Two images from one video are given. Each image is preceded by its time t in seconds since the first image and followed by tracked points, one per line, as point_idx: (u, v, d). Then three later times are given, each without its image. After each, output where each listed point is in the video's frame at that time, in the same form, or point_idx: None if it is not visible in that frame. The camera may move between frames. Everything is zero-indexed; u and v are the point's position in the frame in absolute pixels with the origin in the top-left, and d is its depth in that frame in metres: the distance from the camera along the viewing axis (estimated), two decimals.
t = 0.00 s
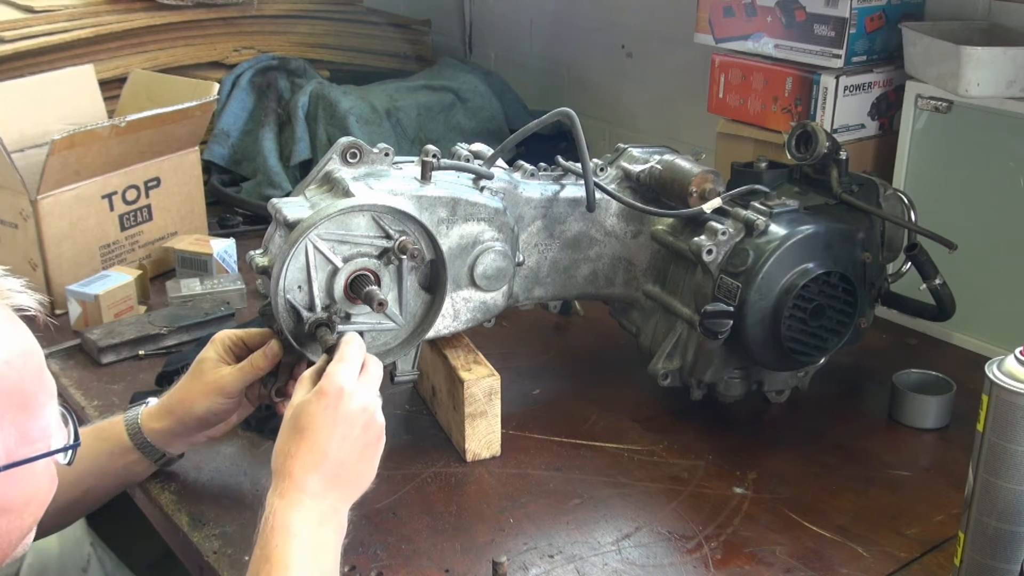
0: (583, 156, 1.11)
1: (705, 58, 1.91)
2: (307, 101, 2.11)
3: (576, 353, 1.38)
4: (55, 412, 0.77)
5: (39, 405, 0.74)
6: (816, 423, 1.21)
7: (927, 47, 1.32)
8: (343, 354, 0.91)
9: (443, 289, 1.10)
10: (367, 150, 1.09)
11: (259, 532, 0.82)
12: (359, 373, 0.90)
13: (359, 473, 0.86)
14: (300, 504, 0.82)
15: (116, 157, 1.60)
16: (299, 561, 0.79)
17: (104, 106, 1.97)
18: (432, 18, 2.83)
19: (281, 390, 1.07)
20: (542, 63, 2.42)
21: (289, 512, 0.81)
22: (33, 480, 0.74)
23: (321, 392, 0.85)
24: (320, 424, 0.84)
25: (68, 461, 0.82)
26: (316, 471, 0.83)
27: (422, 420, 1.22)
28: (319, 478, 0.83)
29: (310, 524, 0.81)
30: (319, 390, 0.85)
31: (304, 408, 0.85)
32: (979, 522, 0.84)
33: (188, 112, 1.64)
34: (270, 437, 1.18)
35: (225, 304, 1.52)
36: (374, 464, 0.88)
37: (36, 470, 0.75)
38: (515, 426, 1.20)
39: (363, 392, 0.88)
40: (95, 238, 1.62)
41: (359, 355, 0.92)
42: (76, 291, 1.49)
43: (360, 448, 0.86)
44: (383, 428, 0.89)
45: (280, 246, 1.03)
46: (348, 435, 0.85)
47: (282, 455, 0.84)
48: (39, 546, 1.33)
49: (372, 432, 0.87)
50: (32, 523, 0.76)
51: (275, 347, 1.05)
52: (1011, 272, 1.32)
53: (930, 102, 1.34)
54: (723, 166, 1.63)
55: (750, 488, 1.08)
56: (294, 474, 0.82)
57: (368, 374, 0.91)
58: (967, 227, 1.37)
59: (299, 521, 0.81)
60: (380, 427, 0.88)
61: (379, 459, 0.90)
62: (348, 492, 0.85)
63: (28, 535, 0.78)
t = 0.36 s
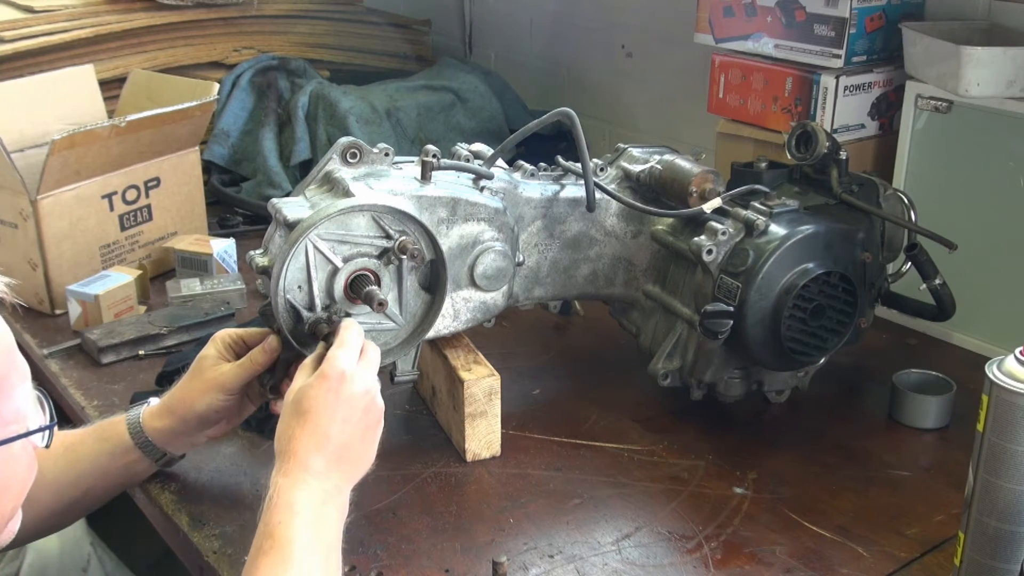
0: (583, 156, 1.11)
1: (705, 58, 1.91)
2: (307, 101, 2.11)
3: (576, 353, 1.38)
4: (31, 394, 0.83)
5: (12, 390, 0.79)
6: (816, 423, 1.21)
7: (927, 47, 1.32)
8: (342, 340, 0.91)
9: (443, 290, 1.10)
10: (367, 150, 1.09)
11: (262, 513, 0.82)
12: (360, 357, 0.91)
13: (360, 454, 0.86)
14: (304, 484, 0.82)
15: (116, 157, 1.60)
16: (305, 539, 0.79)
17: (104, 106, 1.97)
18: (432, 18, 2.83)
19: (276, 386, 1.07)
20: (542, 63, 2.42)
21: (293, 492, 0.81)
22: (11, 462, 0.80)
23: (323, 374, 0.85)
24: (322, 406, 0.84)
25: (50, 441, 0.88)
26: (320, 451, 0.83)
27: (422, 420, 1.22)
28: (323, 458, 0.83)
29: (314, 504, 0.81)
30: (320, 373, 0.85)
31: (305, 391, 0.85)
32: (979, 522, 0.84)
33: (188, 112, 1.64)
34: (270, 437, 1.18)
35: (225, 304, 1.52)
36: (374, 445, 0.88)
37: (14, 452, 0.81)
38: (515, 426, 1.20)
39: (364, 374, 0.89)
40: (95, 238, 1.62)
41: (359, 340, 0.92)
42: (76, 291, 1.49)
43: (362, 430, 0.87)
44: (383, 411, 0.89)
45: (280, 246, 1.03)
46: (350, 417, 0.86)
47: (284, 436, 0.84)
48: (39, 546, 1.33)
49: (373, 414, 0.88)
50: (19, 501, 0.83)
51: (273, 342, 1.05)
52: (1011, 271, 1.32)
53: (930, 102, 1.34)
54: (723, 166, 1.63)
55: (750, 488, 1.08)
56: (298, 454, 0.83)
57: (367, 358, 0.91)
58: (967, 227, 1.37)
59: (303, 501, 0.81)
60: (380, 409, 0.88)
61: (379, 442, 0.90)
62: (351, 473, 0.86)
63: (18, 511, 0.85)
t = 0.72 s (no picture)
0: (583, 156, 1.11)
1: (705, 58, 1.91)
2: (307, 101, 2.11)
3: (576, 353, 1.38)
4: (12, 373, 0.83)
5: None
6: (816, 423, 1.21)
7: (927, 47, 1.32)
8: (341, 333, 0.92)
9: (443, 290, 1.10)
10: (367, 150, 1.09)
11: (262, 503, 0.82)
12: (359, 348, 0.91)
13: (360, 444, 0.87)
14: (305, 472, 0.82)
15: (116, 157, 1.60)
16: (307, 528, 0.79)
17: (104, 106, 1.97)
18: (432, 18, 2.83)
19: (274, 385, 1.07)
20: (542, 63, 2.42)
21: (294, 481, 0.81)
22: (1, 437, 0.80)
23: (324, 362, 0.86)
24: (322, 394, 0.84)
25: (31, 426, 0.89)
26: (321, 439, 0.83)
27: (422, 420, 1.22)
28: (324, 446, 0.83)
29: (315, 493, 0.81)
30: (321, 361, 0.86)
31: (306, 379, 0.85)
32: (979, 522, 0.84)
33: (188, 112, 1.64)
34: (270, 437, 1.18)
35: (225, 304, 1.52)
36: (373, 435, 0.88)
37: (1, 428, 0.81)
38: (515, 426, 1.20)
39: (364, 365, 0.89)
40: (95, 238, 1.62)
41: (358, 332, 0.93)
42: (76, 291, 1.49)
43: (361, 419, 0.87)
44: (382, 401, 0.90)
45: (280, 247, 1.03)
46: (351, 405, 0.86)
47: (284, 425, 0.84)
48: (39, 545, 1.33)
49: (372, 403, 0.88)
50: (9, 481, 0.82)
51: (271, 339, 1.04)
52: (1011, 271, 1.32)
53: (930, 102, 1.34)
54: (722, 166, 1.63)
55: (750, 488, 1.08)
56: (299, 442, 0.82)
57: (367, 349, 0.92)
58: (967, 227, 1.37)
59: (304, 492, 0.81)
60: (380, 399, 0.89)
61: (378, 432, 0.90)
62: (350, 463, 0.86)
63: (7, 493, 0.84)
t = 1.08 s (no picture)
0: (583, 156, 1.11)
1: (705, 58, 1.91)
2: (307, 101, 2.11)
3: (577, 353, 1.38)
4: None
5: None
6: (816, 423, 1.21)
7: (927, 47, 1.32)
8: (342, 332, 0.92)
9: (442, 289, 1.10)
10: (367, 150, 1.09)
11: (269, 505, 0.82)
12: (359, 347, 0.92)
13: (365, 442, 0.87)
14: (310, 471, 0.82)
15: (116, 157, 1.60)
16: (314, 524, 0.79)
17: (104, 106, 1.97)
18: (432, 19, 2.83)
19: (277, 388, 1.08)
20: (542, 63, 2.42)
21: (300, 480, 0.81)
22: None
23: (325, 362, 0.86)
24: (326, 394, 0.85)
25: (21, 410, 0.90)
26: (325, 439, 0.83)
27: (422, 420, 1.22)
28: (328, 446, 0.83)
29: (321, 491, 0.81)
30: (322, 361, 0.86)
31: (308, 380, 0.86)
32: (979, 521, 0.84)
33: (188, 112, 1.64)
34: (270, 436, 1.18)
35: (225, 304, 1.52)
36: (377, 433, 0.89)
37: None
38: (515, 426, 1.20)
39: (365, 364, 0.90)
40: (95, 238, 1.62)
41: (359, 332, 0.93)
42: (76, 291, 1.49)
43: (364, 417, 0.87)
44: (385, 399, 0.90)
45: (280, 247, 1.03)
46: (355, 403, 0.86)
47: (289, 427, 0.84)
48: (39, 545, 1.33)
49: (375, 401, 0.88)
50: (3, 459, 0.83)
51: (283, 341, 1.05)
52: (1011, 270, 1.32)
53: (930, 102, 1.34)
54: (722, 166, 1.63)
55: (750, 488, 1.08)
56: (303, 442, 0.83)
57: (367, 349, 0.92)
58: (967, 227, 1.37)
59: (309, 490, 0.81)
60: (382, 397, 0.89)
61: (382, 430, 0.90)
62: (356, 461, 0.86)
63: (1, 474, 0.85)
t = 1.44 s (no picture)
0: (582, 156, 1.11)
1: (705, 58, 1.91)
2: (307, 101, 2.11)
3: (577, 353, 1.38)
4: None
5: None
6: (816, 423, 1.21)
7: (927, 47, 1.32)
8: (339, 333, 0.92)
9: (442, 289, 1.10)
10: (367, 150, 1.09)
11: (279, 509, 0.82)
12: (359, 346, 0.92)
13: (374, 438, 0.87)
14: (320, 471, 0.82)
15: (116, 157, 1.60)
16: (325, 524, 0.79)
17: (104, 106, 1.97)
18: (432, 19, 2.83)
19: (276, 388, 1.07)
20: (542, 63, 2.42)
21: (309, 483, 0.81)
22: None
23: (324, 364, 0.86)
24: (328, 395, 0.85)
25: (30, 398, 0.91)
26: (330, 440, 0.83)
27: (422, 420, 1.22)
28: (333, 447, 0.83)
29: (332, 489, 0.81)
30: (321, 363, 0.86)
31: (310, 382, 0.86)
32: (979, 522, 0.84)
33: (188, 112, 1.64)
34: (270, 436, 1.18)
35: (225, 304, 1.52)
36: (384, 429, 0.89)
37: None
38: (515, 426, 1.20)
39: (365, 362, 0.90)
40: (95, 238, 1.62)
41: (359, 330, 0.93)
42: (76, 291, 1.49)
43: (369, 415, 0.87)
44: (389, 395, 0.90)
45: (280, 247, 1.03)
46: (359, 400, 0.86)
47: (294, 431, 0.84)
48: (39, 545, 1.33)
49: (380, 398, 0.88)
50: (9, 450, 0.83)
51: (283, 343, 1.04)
52: (1012, 270, 1.32)
53: (930, 102, 1.34)
54: (722, 166, 1.63)
55: (750, 488, 1.08)
56: (309, 445, 0.83)
57: (367, 347, 0.92)
58: (967, 227, 1.37)
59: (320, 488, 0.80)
60: (384, 393, 0.89)
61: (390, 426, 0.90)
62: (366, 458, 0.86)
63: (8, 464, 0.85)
